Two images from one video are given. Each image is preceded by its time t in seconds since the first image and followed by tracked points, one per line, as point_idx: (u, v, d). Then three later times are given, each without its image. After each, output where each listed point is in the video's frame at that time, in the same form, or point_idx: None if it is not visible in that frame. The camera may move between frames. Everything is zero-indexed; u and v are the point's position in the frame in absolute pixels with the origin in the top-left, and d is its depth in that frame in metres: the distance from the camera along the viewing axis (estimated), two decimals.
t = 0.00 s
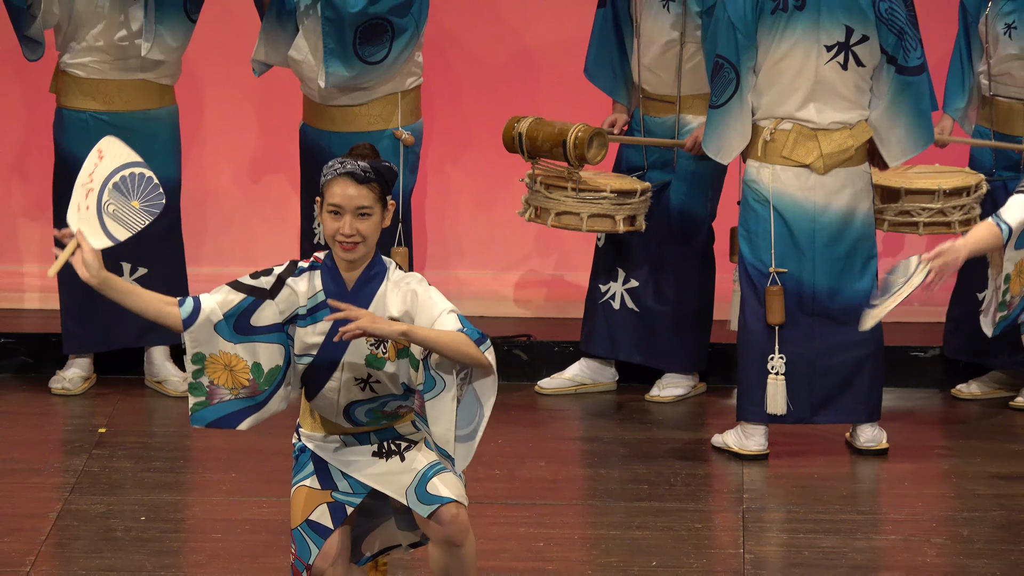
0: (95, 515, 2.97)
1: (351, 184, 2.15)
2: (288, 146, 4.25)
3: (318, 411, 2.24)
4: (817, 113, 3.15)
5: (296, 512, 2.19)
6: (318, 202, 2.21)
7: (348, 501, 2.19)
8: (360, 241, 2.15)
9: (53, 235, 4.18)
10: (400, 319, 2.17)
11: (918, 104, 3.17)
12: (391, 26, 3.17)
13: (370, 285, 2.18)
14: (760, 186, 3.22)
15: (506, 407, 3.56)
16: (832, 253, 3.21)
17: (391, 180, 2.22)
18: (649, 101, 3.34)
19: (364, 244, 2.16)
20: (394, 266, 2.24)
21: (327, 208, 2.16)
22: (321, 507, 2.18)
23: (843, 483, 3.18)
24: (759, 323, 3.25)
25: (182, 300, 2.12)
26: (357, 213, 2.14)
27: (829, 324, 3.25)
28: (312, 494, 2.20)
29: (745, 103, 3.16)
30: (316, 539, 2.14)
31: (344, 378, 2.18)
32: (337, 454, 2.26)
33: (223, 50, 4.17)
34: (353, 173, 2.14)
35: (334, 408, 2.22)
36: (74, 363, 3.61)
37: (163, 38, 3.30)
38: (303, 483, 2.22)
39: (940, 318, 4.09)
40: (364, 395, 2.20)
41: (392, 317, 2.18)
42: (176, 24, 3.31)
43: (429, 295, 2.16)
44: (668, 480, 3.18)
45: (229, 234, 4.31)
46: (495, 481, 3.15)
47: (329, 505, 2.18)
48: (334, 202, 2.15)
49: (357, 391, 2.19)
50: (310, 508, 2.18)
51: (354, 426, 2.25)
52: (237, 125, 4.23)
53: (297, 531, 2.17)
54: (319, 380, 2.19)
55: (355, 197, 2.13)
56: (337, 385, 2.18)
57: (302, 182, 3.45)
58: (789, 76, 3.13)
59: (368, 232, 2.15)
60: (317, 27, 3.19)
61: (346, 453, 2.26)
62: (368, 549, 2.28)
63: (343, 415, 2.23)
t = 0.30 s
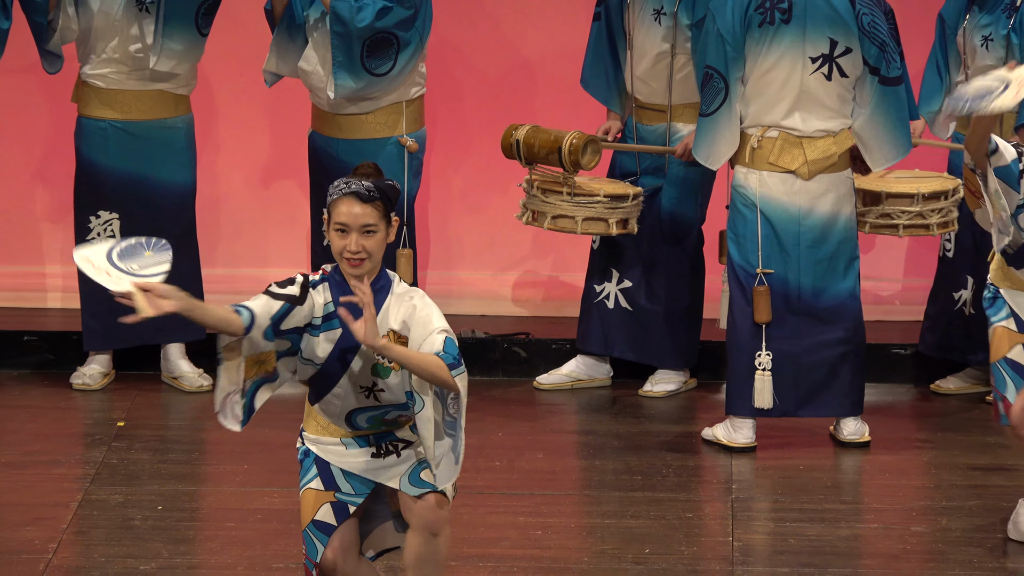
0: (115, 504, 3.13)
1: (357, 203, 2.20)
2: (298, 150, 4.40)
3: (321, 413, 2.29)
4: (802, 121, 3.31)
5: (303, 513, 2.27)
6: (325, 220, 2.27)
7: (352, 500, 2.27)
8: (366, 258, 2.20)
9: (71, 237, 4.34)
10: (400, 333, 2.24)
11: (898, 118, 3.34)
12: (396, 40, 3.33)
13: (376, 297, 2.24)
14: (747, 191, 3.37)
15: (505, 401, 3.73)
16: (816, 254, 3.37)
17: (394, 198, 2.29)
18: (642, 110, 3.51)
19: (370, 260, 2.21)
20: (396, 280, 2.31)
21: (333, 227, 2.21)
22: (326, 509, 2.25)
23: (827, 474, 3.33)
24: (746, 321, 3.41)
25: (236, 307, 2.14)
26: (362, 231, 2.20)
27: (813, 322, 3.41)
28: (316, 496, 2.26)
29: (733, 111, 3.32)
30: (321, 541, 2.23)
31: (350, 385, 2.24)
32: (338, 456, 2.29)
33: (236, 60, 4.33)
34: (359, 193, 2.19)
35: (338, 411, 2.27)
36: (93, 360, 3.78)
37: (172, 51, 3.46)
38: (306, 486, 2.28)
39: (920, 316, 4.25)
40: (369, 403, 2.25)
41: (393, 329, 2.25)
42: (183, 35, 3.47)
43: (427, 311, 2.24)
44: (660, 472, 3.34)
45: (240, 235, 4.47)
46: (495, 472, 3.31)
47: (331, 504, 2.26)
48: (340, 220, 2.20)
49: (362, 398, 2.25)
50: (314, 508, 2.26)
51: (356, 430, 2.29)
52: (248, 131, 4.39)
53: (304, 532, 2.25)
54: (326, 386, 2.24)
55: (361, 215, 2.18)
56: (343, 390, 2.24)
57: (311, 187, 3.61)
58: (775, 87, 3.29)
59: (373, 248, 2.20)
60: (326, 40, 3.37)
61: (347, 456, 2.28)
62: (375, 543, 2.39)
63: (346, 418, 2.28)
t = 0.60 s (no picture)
0: (133, 495, 3.30)
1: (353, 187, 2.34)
2: (307, 155, 4.57)
3: (314, 381, 2.47)
4: (789, 128, 3.46)
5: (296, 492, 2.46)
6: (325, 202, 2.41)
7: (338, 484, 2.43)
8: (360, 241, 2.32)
9: (89, 238, 4.51)
10: (393, 314, 2.36)
11: (877, 117, 3.48)
12: (403, 51, 3.49)
13: (366, 281, 2.35)
14: (737, 196, 3.53)
15: (506, 397, 3.89)
16: (802, 256, 3.53)
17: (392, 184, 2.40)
18: (635, 118, 3.67)
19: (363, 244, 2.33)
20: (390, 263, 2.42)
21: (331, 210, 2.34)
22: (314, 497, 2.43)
23: (812, 467, 3.49)
24: (736, 320, 3.57)
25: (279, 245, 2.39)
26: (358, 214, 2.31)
27: (800, 321, 3.57)
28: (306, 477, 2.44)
29: (724, 119, 3.47)
30: (308, 525, 2.41)
31: (337, 359, 2.41)
32: (328, 428, 2.46)
33: (248, 68, 4.50)
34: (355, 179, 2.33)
35: (329, 382, 2.45)
36: (113, 357, 3.95)
37: (191, 64, 3.63)
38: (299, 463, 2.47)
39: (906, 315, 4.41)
40: (357, 376, 2.42)
41: (387, 312, 2.36)
42: (202, 50, 3.65)
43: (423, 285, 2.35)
44: (653, 464, 3.50)
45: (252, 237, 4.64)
46: (496, 464, 3.48)
47: (320, 489, 2.43)
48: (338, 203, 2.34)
49: (348, 370, 2.42)
50: (304, 491, 2.44)
51: (349, 402, 2.47)
52: (260, 136, 4.56)
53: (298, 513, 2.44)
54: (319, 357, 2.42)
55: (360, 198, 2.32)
56: (331, 362, 2.42)
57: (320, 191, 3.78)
58: (764, 96, 3.44)
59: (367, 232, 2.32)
60: (336, 51, 3.54)
61: (336, 432, 2.45)
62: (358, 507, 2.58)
63: (337, 390, 2.45)
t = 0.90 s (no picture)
0: (144, 485, 3.47)
1: (362, 196, 2.49)
2: (310, 159, 4.74)
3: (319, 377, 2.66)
4: (770, 136, 3.64)
5: (282, 446, 2.59)
6: (329, 210, 2.55)
7: (332, 454, 2.60)
8: (369, 246, 2.50)
9: (99, 240, 4.68)
10: (406, 303, 2.55)
11: (857, 127, 3.64)
12: (403, 62, 3.66)
13: (375, 281, 2.54)
14: (720, 200, 3.70)
15: (499, 392, 4.08)
16: (782, 257, 3.70)
17: (393, 192, 2.57)
18: (624, 126, 3.84)
19: (371, 249, 2.51)
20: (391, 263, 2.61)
21: (340, 218, 2.50)
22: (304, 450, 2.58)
23: (791, 458, 3.67)
24: (719, 319, 3.74)
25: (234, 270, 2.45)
26: (367, 222, 2.49)
27: (780, 320, 3.75)
28: (301, 435, 2.61)
29: (708, 127, 3.65)
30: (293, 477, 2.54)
31: (351, 360, 2.56)
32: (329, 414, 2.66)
33: (253, 76, 4.67)
34: (364, 188, 2.49)
35: (340, 381, 2.61)
36: (124, 353, 4.12)
37: (201, 74, 3.78)
38: (292, 423, 2.63)
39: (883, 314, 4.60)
40: (369, 370, 2.59)
41: (396, 305, 2.55)
42: (212, 61, 3.79)
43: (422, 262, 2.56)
44: (640, 455, 3.67)
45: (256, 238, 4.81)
46: (490, 456, 3.66)
47: (313, 452, 2.58)
48: (346, 212, 2.49)
49: (361, 367, 2.58)
50: (296, 450, 2.58)
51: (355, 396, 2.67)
52: (264, 140, 4.73)
53: (272, 459, 2.55)
54: (329, 363, 2.57)
55: (365, 208, 2.48)
56: (345, 365, 2.57)
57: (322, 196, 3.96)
58: (745, 105, 3.61)
59: (376, 238, 2.50)
60: (338, 61, 3.71)
61: (338, 417, 2.65)
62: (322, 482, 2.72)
63: (348, 386, 2.63)
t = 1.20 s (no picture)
0: (158, 475, 3.65)
1: (367, 199, 2.57)
2: (318, 163, 4.92)
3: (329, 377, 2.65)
4: (756, 142, 3.80)
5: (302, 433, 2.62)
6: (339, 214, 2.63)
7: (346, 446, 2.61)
8: (374, 247, 2.56)
9: (114, 240, 4.85)
10: (408, 302, 2.60)
11: (841, 130, 3.81)
12: (405, 71, 3.83)
13: (384, 280, 2.59)
14: (707, 203, 3.87)
15: (497, 387, 4.26)
16: (767, 258, 3.88)
17: (400, 195, 2.64)
18: (616, 132, 4.03)
19: (377, 249, 2.58)
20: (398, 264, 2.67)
21: (347, 220, 2.58)
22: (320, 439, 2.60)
23: (776, 450, 3.84)
24: (708, 317, 3.91)
25: (286, 377, 2.50)
26: (372, 224, 2.56)
27: (765, 318, 3.92)
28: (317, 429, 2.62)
29: (697, 133, 3.82)
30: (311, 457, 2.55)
31: (366, 359, 2.59)
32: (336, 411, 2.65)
33: (263, 82, 4.85)
34: (369, 190, 2.56)
35: (354, 380, 2.64)
36: (139, 350, 4.30)
37: (221, 85, 3.96)
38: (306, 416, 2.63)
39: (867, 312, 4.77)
40: (381, 370, 2.62)
41: (402, 304, 2.59)
42: (228, 71, 3.96)
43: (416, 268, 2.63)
44: (632, 448, 3.84)
45: (265, 239, 4.97)
46: (488, 447, 3.83)
47: (330, 444, 2.61)
48: (353, 214, 2.57)
49: (376, 367, 2.61)
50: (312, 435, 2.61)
51: (364, 394, 2.67)
52: (274, 145, 4.90)
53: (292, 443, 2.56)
54: (344, 363, 2.60)
55: (371, 210, 2.56)
56: (361, 363, 2.59)
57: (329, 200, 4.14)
58: (733, 112, 3.78)
59: (381, 239, 2.57)
60: (343, 72, 3.87)
61: (348, 414, 2.64)
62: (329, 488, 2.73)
63: (360, 386, 2.65)
